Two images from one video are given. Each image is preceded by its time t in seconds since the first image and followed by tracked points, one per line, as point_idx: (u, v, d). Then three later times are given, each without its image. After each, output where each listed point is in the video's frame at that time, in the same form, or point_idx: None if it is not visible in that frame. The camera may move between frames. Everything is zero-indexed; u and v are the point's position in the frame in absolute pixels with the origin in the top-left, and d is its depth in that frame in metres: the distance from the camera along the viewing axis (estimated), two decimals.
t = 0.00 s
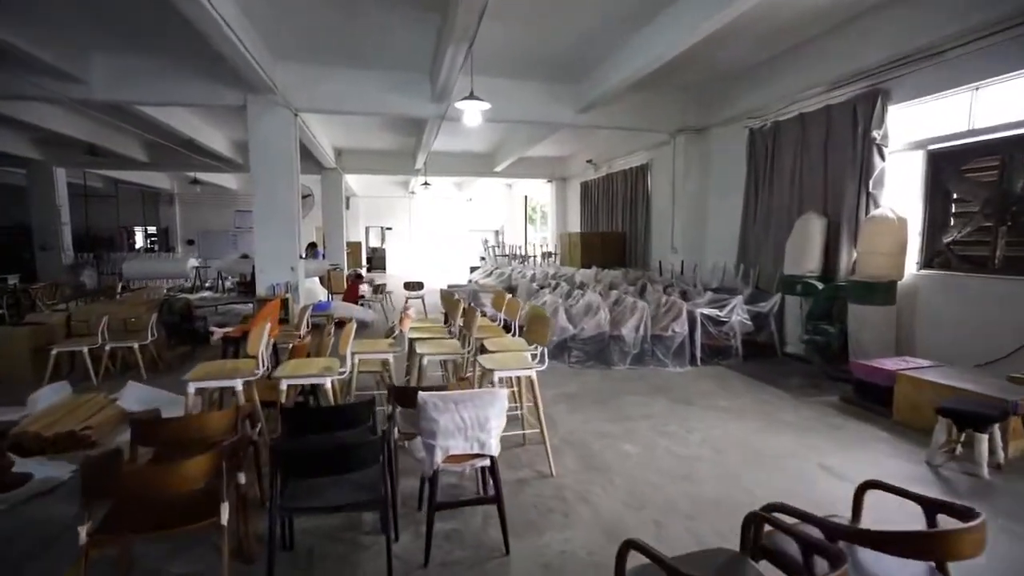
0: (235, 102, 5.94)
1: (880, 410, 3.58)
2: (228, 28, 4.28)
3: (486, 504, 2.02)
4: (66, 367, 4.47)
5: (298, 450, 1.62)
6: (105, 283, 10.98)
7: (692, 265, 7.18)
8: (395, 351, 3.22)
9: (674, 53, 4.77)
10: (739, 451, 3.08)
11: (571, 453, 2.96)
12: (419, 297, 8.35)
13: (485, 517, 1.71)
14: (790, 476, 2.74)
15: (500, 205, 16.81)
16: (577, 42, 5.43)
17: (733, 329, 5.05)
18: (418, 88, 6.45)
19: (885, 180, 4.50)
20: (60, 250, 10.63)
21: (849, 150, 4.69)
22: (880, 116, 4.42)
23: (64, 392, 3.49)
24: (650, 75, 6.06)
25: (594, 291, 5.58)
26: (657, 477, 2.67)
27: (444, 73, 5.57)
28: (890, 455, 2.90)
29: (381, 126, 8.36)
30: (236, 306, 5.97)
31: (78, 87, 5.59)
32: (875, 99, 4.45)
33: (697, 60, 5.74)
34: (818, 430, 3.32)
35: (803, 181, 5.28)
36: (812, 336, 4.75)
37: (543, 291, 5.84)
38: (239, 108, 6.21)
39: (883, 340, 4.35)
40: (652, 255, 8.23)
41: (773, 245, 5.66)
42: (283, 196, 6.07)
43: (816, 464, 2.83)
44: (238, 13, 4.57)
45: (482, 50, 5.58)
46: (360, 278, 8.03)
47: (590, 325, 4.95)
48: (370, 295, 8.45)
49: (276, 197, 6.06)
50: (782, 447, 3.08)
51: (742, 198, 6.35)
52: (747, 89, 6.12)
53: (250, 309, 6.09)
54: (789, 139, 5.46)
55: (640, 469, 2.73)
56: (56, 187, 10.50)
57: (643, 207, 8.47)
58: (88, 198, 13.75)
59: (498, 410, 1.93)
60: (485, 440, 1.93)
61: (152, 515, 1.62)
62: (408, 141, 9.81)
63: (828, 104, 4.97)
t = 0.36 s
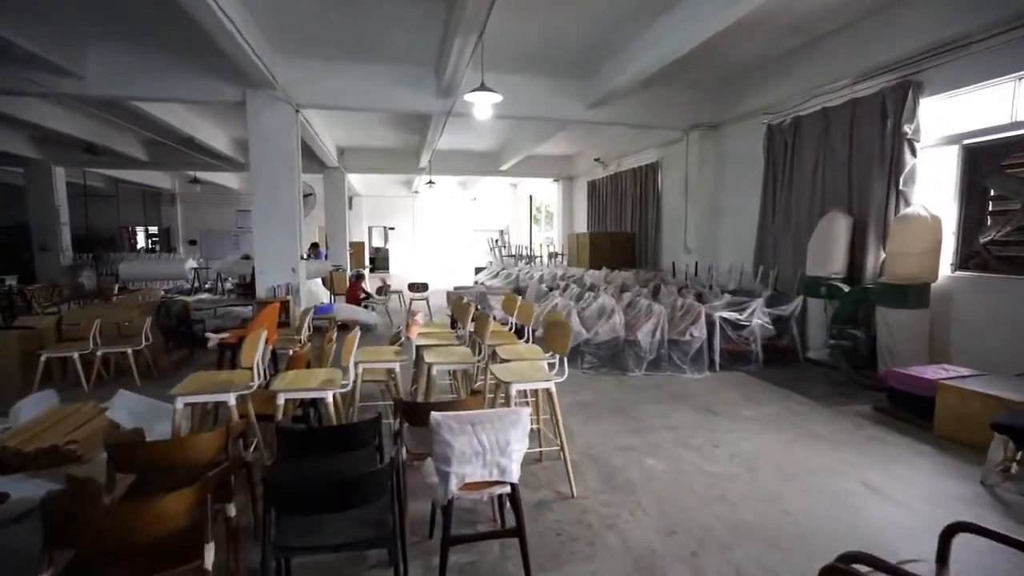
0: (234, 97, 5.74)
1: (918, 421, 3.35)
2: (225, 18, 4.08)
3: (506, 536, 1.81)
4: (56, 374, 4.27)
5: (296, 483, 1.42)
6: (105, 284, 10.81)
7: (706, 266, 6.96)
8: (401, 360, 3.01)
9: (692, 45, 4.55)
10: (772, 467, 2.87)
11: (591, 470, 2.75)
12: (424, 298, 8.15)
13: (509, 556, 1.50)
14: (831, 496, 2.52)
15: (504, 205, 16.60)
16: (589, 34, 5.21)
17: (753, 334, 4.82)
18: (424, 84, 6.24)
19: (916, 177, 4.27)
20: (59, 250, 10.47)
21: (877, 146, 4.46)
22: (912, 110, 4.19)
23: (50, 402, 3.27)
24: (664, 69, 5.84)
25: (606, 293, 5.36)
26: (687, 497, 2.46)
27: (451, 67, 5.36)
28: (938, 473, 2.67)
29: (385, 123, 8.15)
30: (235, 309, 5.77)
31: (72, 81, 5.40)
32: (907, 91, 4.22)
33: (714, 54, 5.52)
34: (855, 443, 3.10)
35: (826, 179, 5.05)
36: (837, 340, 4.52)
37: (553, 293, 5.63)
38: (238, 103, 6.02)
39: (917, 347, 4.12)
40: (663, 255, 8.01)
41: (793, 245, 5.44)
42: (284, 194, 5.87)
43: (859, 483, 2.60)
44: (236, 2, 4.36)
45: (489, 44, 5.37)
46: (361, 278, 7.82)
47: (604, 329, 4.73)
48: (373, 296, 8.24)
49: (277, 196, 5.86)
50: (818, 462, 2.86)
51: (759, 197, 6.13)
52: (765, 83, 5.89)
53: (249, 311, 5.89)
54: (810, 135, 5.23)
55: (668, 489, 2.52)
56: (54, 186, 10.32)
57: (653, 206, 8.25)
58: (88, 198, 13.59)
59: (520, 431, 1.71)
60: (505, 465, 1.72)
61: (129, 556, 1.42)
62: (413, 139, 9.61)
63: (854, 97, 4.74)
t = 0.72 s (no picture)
0: (230, 92, 5.53)
1: (959, 434, 3.12)
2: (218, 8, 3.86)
3: None
4: (42, 380, 4.07)
5: (276, 525, 1.21)
6: (103, 285, 10.63)
7: (718, 267, 6.73)
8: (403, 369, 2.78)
9: (709, 35, 4.32)
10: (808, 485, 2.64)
11: (610, 490, 2.52)
12: (427, 300, 7.95)
13: None
14: (876, 520, 2.30)
15: (508, 204, 16.37)
16: (599, 26, 4.98)
17: (773, 338, 4.58)
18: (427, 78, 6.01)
19: (948, 172, 4.03)
20: (56, 251, 10.29)
21: (904, 140, 4.22)
22: (945, 101, 3.94)
23: (28, 412, 3.04)
24: (675, 62, 5.60)
25: (617, 295, 5.14)
26: (718, 524, 2.23)
27: (455, 60, 5.14)
28: (991, 496, 2.45)
29: (387, 119, 7.93)
30: (231, 312, 5.56)
31: (61, 75, 5.20)
32: (938, 81, 3.96)
33: (730, 45, 5.28)
34: (893, 459, 2.87)
35: (848, 175, 4.81)
36: (862, 345, 4.28)
37: (561, 295, 5.40)
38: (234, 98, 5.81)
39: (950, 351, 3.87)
40: (672, 255, 7.79)
41: (812, 244, 5.20)
42: (282, 192, 5.67)
43: (904, 506, 2.38)
44: None
45: (495, 37, 5.16)
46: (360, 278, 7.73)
47: (616, 333, 4.50)
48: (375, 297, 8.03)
49: (275, 194, 5.65)
50: (856, 481, 2.63)
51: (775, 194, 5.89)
52: (782, 76, 5.65)
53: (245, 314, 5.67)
54: (831, 129, 4.99)
55: (696, 514, 2.30)
56: (50, 185, 10.13)
57: (663, 204, 8.02)
58: (86, 198, 13.41)
59: (538, 456, 1.50)
60: (523, 495, 1.51)
61: None
62: (415, 136, 9.39)
63: (879, 88, 4.50)
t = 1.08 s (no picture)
0: (224, 87, 5.33)
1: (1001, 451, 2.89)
2: None
3: None
4: (23, 387, 3.89)
5: None
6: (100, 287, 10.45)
7: (729, 268, 6.51)
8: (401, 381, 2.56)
9: (725, 23, 4.09)
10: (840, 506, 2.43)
11: (625, 513, 2.30)
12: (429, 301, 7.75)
13: None
14: (922, 548, 2.08)
15: (511, 203, 16.15)
16: (608, 17, 4.77)
17: (791, 342, 4.36)
18: (429, 72, 5.79)
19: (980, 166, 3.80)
20: (52, 252, 10.11)
21: (932, 134, 3.99)
22: (978, 92, 3.70)
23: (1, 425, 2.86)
24: (686, 54, 5.38)
25: (626, 297, 4.92)
26: (747, 553, 2.01)
27: (457, 53, 4.94)
28: None
29: (387, 116, 7.72)
30: (224, 315, 5.37)
31: (49, 69, 5.01)
32: (970, 71, 3.72)
33: (744, 36, 5.06)
34: (931, 476, 2.65)
35: (870, 171, 4.59)
36: (886, 351, 4.09)
37: (568, 297, 5.19)
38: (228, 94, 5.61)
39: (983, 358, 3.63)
40: (681, 255, 7.57)
41: (830, 244, 4.97)
42: (278, 190, 5.46)
43: (951, 532, 2.16)
44: None
45: (498, 28, 4.94)
46: (360, 281, 7.61)
47: (626, 337, 4.28)
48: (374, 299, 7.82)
49: (271, 193, 5.45)
50: (895, 502, 2.41)
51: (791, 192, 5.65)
52: (798, 68, 5.41)
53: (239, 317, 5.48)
54: (850, 123, 4.76)
55: (722, 542, 2.08)
56: (46, 185, 9.97)
57: (671, 203, 7.79)
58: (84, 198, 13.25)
59: (552, 492, 1.29)
60: (534, 537, 1.29)
61: None
62: (416, 134, 9.18)
63: (904, 79, 4.27)
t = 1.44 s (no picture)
0: (217, 83, 5.15)
1: None
2: None
3: None
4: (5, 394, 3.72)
5: None
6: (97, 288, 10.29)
7: (740, 269, 6.29)
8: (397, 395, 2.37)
9: (739, 14, 3.89)
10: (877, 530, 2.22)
11: (641, 539, 2.11)
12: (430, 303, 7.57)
13: None
14: None
15: (514, 203, 15.96)
16: (615, 8, 4.57)
17: (809, 347, 4.15)
18: (429, 66, 5.59)
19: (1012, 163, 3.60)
20: (48, 252, 9.95)
21: (960, 129, 3.78)
22: (1011, 85, 3.50)
23: None
24: (696, 48, 5.18)
25: (635, 300, 4.72)
26: None
27: (458, 45, 4.74)
28: None
29: (387, 112, 7.53)
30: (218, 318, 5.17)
31: (35, 65, 4.83)
32: (1002, 62, 3.51)
33: (757, 29, 4.85)
34: (972, 496, 2.44)
35: (891, 168, 4.37)
36: (910, 357, 3.87)
37: (574, 300, 4.99)
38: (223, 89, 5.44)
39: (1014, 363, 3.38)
40: (689, 256, 7.36)
41: (848, 245, 4.77)
42: (273, 190, 5.28)
43: (1001, 562, 1.96)
44: None
45: (501, 21, 4.76)
46: (359, 283, 7.44)
47: (636, 342, 4.06)
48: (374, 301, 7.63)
49: (266, 192, 5.27)
50: (936, 526, 2.20)
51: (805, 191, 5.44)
52: (811, 62, 5.20)
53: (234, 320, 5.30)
54: (870, 118, 4.55)
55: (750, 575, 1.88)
56: (42, 184, 9.81)
57: (678, 203, 7.58)
58: (83, 198, 13.12)
59: (567, 540, 1.09)
60: None
61: None
62: (417, 132, 8.99)
63: (927, 72, 4.07)
